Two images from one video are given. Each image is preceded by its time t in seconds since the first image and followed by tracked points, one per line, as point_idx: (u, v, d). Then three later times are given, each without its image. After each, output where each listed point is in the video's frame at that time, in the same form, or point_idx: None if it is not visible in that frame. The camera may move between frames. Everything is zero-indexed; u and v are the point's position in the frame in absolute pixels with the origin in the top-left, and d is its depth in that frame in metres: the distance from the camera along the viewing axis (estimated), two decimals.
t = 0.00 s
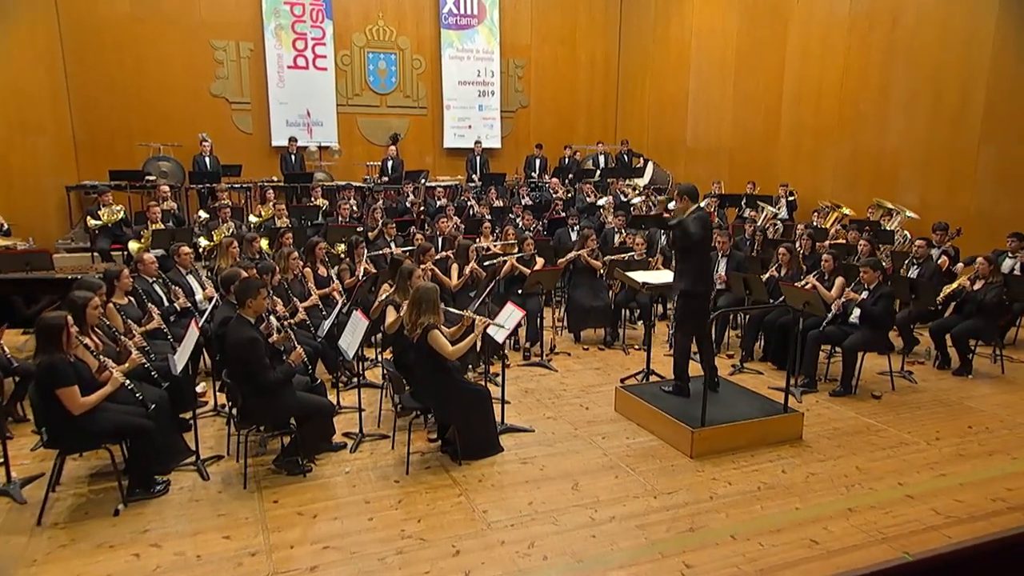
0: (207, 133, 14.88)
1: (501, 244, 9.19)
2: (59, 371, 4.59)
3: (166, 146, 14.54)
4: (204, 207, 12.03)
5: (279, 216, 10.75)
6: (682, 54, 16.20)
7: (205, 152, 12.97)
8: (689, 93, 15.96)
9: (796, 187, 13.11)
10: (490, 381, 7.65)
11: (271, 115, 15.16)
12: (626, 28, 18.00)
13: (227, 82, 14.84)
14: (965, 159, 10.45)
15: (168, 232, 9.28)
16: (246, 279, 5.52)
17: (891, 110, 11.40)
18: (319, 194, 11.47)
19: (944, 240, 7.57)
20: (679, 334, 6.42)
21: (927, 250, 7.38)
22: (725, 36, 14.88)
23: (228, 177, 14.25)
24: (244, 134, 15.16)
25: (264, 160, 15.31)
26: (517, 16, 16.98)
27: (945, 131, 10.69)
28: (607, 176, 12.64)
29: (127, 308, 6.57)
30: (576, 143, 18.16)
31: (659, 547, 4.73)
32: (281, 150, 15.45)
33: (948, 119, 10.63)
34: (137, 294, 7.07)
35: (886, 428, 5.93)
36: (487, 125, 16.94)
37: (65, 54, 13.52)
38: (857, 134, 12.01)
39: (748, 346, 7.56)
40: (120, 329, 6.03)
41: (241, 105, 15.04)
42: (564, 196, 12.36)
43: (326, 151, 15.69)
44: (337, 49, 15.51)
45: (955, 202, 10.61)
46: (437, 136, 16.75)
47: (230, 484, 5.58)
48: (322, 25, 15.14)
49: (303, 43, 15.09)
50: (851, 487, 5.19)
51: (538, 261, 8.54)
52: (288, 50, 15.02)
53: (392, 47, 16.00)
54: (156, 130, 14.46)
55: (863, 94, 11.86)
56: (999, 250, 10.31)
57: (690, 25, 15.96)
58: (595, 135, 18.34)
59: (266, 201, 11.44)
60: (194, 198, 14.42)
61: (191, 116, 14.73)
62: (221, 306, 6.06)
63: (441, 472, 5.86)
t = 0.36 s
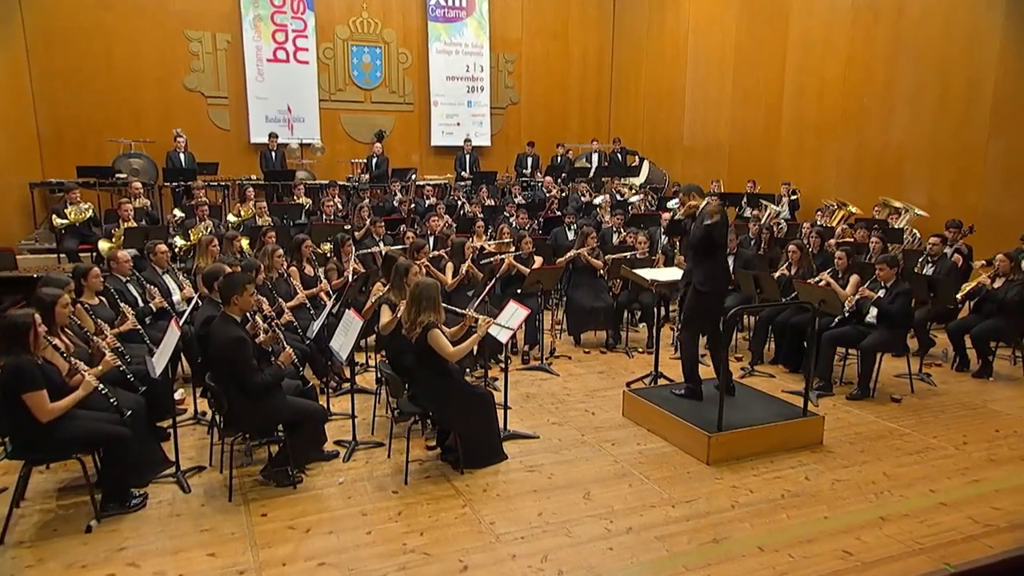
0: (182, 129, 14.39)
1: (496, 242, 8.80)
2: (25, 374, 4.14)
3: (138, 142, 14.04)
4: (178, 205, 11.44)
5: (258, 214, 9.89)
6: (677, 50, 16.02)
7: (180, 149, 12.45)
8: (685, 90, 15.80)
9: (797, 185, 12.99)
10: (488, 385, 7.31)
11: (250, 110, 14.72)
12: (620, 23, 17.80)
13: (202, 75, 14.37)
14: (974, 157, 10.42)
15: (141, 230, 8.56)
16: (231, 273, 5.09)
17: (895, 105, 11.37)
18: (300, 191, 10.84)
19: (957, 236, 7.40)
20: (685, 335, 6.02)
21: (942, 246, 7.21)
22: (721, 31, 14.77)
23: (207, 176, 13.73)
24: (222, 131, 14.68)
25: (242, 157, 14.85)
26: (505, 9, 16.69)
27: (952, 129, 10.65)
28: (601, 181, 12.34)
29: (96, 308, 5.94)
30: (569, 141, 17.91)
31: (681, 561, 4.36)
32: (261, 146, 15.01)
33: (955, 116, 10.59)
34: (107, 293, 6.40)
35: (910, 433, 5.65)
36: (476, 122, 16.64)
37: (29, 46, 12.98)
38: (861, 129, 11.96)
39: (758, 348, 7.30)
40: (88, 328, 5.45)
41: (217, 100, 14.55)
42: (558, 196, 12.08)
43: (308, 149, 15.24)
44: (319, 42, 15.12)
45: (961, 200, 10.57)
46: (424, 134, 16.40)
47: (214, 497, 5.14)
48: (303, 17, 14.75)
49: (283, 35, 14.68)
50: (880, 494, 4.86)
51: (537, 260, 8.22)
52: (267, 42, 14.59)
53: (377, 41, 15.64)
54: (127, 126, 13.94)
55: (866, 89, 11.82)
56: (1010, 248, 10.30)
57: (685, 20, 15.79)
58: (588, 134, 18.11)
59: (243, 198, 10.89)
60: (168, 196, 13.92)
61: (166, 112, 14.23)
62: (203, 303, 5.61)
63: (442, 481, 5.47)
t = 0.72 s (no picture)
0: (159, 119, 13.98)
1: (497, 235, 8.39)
2: None
3: (113, 132, 13.63)
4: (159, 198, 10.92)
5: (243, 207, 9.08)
6: (680, 40, 15.77)
7: (160, 139, 12.02)
8: (689, 80, 15.61)
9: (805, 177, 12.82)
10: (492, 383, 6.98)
11: (232, 99, 14.31)
12: (619, 11, 17.59)
13: (181, 62, 13.96)
14: (993, 150, 10.32)
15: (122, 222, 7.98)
16: (225, 262, 4.73)
17: (909, 93, 11.20)
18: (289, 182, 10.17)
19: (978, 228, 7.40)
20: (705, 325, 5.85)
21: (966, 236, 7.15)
22: (724, 20, 14.58)
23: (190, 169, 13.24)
24: (203, 121, 14.28)
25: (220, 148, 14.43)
26: None
27: (970, 122, 10.53)
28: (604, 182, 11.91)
29: (75, 303, 5.40)
30: (566, 132, 17.61)
31: (709, 569, 4.03)
32: (244, 137, 14.60)
33: (974, 108, 10.47)
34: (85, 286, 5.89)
35: (941, 432, 5.39)
36: (469, 113, 16.30)
37: None
38: (873, 119, 11.75)
39: (775, 344, 7.07)
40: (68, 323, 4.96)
41: (197, 88, 14.14)
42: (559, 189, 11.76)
43: (294, 140, 14.81)
44: (306, 29, 14.77)
45: (977, 194, 10.49)
46: (417, 126, 16.07)
47: (205, 503, 4.77)
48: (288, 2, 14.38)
49: (268, 20, 14.30)
50: (918, 496, 4.55)
51: (540, 252, 7.93)
52: (250, 28, 14.19)
53: (366, 27, 15.30)
54: (102, 116, 13.54)
55: (877, 79, 11.66)
56: None
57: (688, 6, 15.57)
58: (587, 126, 17.86)
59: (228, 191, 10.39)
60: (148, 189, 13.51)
61: (142, 101, 13.83)
62: (192, 296, 5.21)
63: (450, 485, 5.13)
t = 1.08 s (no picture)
0: (145, 114, 13.67)
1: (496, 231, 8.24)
2: None
3: (97, 127, 13.30)
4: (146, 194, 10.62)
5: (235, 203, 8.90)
6: (672, 38, 15.79)
7: (144, 134, 11.68)
8: (682, 76, 15.57)
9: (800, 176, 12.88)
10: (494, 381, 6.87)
11: (220, 93, 14.02)
12: (611, 7, 17.49)
13: (167, 56, 13.65)
14: (990, 145, 10.30)
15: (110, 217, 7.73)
16: (227, 257, 4.56)
17: (905, 90, 11.27)
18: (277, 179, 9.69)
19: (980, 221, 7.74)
20: (711, 319, 5.72)
21: (968, 231, 7.34)
22: (718, 16, 14.59)
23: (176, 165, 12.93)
24: (190, 116, 13.98)
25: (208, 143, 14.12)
26: None
27: (966, 116, 10.57)
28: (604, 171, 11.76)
29: (66, 300, 5.19)
30: (559, 129, 17.48)
31: (730, 569, 3.89)
32: (232, 132, 14.31)
33: (970, 102, 10.51)
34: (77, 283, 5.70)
35: (952, 428, 5.36)
36: (461, 109, 16.15)
37: None
38: (869, 116, 11.82)
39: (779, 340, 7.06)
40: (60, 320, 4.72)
41: (183, 82, 13.85)
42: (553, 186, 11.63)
43: (283, 136, 14.56)
44: (295, 22, 14.50)
45: (972, 190, 10.50)
46: (408, 122, 15.88)
47: (206, 506, 4.58)
48: None
49: (256, 13, 14.01)
50: (937, 493, 4.49)
51: (540, 249, 7.83)
52: (239, 21, 13.91)
53: (356, 21, 15.06)
54: (86, 111, 13.21)
55: (872, 75, 11.73)
56: None
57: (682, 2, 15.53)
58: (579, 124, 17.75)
59: (217, 186, 10.12)
60: (133, 184, 13.21)
61: (128, 95, 13.50)
62: (191, 293, 5.01)
63: (458, 486, 4.99)
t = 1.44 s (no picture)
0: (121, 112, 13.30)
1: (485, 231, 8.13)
2: None
3: (71, 125, 12.90)
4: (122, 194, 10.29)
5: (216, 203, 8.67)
6: (656, 35, 15.82)
7: (121, 132, 11.32)
8: (665, 74, 15.67)
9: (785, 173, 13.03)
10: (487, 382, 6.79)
11: (198, 91, 13.69)
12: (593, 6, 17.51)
13: (143, 53, 13.30)
14: (970, 143, 10.48)
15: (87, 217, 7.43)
16: (218, 259, 4.41)
17: (886, 90, 11.46)
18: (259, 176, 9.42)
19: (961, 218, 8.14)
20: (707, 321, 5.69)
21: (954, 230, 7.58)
22: (701, 15, 14.68)
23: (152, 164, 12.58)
24: (167, 114, 13.63)
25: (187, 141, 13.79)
26: None
27: (948, 114, 10.75)
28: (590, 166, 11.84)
29: (46, 304, 4.99)
30: (542, 128, 17.46)
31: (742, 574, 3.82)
32: (211, 130, 13.98)
33: (951, 101, 10.69)
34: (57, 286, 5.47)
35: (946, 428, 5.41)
36: (444, 107, 15.97)
37: None
38: (851, 115, 12.02)
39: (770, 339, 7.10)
40: (42, 325, 4.50)
41: (160, 79, 13.50)
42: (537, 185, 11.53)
43: (263, 134, 14.27)
44: (274, 19, 14.20)
45: (953, 187, 10.69)
46: (389, 119, 15.68)
47: (198, 518, 4.44)
48: None
49: (234, 9, 13.70)
50: (938, 494, 4.52)
51: (531, 249, 7.74)
52: (216, 17, 13.59)
53: (336, 18, 14.82)
54: (59, 108, 12.81)
55: (854, 74, 11.92)
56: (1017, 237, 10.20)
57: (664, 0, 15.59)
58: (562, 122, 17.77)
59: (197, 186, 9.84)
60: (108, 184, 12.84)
61: (103, 93, 13.13)
62: (181, 296, 4.84)
63: (457, 493, 4.88)
